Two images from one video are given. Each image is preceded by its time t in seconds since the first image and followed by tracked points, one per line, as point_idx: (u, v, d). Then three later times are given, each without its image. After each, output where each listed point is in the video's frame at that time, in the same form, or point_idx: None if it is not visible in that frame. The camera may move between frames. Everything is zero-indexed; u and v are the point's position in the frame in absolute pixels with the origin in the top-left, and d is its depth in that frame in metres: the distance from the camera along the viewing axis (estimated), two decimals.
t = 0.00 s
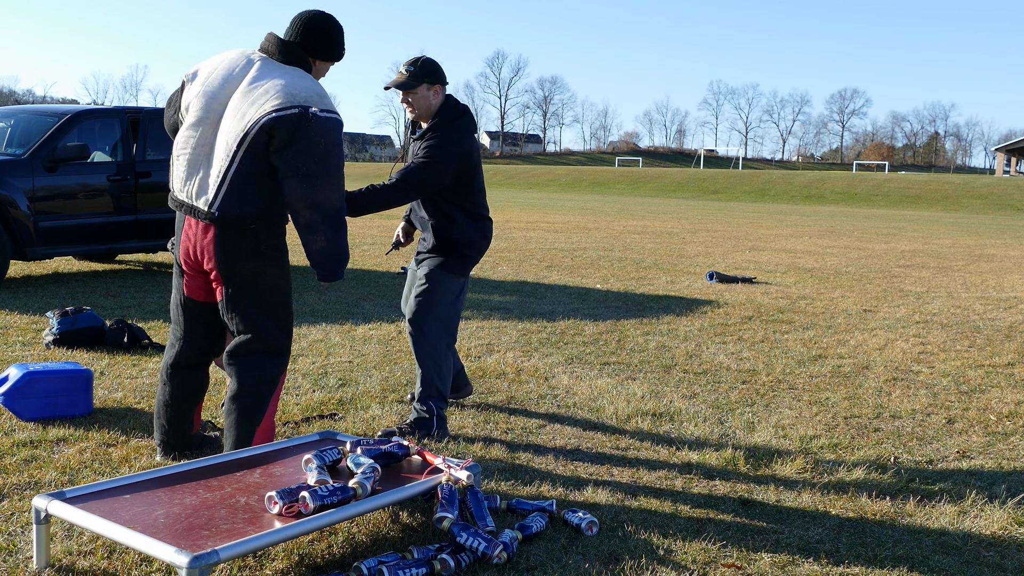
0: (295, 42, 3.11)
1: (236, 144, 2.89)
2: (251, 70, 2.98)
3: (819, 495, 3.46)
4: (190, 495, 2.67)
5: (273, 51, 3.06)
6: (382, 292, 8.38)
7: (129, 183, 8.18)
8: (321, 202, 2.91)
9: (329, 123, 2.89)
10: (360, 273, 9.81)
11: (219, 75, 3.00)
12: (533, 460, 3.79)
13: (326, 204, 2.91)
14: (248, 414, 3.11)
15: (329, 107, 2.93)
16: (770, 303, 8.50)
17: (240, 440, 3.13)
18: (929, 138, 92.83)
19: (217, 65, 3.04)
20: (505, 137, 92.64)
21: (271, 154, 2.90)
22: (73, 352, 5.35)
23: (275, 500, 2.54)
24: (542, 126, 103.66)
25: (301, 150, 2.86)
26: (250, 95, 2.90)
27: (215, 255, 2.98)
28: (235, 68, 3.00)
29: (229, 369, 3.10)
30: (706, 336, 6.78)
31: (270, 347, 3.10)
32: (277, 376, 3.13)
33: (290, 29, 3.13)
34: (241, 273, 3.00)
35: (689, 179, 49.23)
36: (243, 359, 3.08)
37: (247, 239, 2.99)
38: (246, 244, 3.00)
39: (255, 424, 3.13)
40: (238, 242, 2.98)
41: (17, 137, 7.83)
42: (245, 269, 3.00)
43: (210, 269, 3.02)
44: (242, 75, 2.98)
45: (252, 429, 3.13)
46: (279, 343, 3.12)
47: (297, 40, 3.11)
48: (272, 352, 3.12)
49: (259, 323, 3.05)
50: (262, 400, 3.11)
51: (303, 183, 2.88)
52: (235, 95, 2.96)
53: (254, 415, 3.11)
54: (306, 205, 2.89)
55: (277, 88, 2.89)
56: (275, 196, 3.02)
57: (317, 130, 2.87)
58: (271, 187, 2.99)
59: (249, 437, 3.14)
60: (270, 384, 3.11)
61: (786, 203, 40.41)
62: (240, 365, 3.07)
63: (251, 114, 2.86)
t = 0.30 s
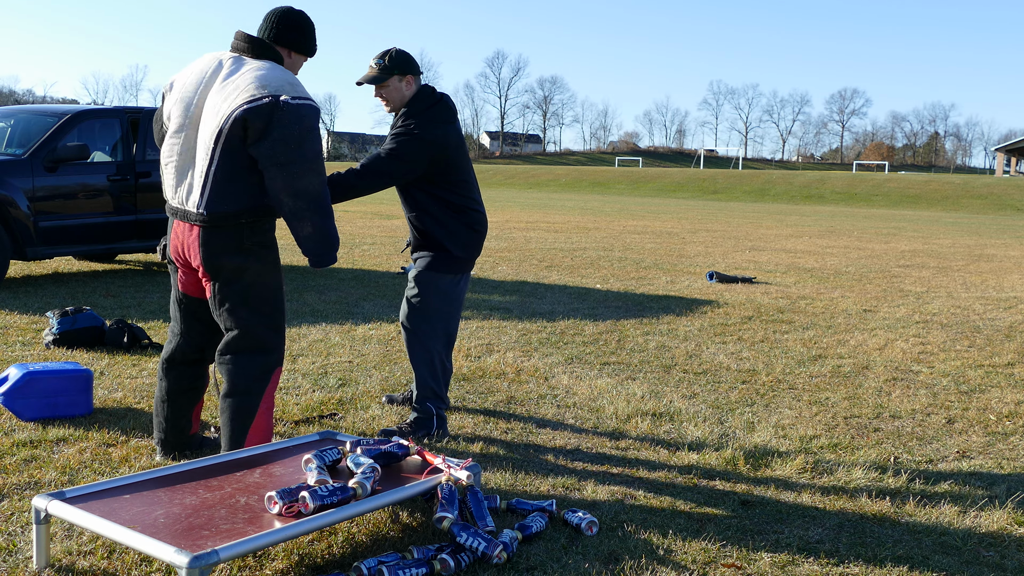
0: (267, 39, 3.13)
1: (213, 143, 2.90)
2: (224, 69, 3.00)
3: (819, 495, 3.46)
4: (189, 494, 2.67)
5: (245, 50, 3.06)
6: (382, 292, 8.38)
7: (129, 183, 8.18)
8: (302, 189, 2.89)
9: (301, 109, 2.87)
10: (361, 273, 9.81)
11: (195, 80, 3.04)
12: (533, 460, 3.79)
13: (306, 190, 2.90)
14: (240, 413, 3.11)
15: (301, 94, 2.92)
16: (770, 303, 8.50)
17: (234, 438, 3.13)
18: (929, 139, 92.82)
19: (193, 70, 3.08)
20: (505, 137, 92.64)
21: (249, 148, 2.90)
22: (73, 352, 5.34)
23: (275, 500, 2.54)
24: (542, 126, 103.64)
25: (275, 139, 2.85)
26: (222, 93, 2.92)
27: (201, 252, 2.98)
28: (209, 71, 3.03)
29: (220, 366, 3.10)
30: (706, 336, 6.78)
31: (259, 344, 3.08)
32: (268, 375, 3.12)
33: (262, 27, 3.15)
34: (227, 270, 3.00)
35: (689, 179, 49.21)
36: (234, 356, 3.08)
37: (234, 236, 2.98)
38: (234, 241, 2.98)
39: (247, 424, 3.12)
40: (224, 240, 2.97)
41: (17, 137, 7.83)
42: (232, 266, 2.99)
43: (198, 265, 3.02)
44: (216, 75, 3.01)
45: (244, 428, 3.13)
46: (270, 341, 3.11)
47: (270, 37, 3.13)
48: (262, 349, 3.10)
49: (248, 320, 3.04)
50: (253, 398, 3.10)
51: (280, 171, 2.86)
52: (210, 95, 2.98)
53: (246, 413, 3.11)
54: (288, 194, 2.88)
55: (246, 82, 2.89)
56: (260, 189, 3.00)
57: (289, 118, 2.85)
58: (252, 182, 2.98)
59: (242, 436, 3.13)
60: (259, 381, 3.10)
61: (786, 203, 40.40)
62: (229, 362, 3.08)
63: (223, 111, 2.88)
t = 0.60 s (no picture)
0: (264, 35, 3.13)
1: (205, 141, 2.92)
2: (212, 68, 3.02)
3: (818, 495, 3.46)
4: (190, 494, 2.67)
5: (237, 46, 3.05)
6: (382, 292, 8.38)
7: (129, 183, 8.17)
8: (293, 178, 2.87)
9: (287, 100, 2.87)
10: (361, 273, 9.80)
11: (186, 83, 3.07)
12: (533, 459, 3.79)
13: (297, 179, 2.88)
14: (242, 413, 3.11)
15: (288, 85, 2.92)
16: (770, 304, 8.50)
17: (235, 439, 3.13)
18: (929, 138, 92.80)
19: (185, 73, 3.11)
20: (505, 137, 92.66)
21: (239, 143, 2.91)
22: (73, 352, 5.34)
23: (275, 500, 2.54)
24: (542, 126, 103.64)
25: (263, 132, 2.85)
26: (211, 91, 2.94)
27: (205, 252, 2.99)
28: (198, 72, 3.05)
29: (223, 366, 3.11)
30: (706, 336, 6.78)
31: (260, 344, 3.08)
32: (270, 375, 3.12)
33: (259, 23, 3.15)
34: (229, 270, 2.99)
35: (689, 179, 49.21)
36: (237, 355, 3.08)
37: (235, 234, 2.98)
38: (233, 239, 2.98)
39: (248, 425, 3.13)
40: (225, 239, 2.97)
41: (17, 137, 7.83)
42: (234, 265, 2.99)
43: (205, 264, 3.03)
44: (205, 75, 3.03)
45: (244, 430, 3.13)
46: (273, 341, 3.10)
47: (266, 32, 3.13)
48: (264, 348, 3.09)
49: (250, 320, 3.04)
50: (254, 399, 3.10)
51: (270, 163, 2.86)
52: (199, 96, 3.00)
53: (247, 414, 3.11)
54: (280, 184, 2.87)
55: (232, 77, 2.91)
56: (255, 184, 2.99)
57: (275, 109, 2.85)
58: (247, 178, 2.98)
59: (241, 438, 3.14)
60: (261, 382, 3.10)
61: (786, 203, 40.38)
62: (232, 361, 3.08)
63: (212, 108, 2.90)
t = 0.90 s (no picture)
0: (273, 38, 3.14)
1: (213, 142, 2.91)
2: (222, 68, 3.01)
3: (819, 495, 3.46)
4: (190, 494, 2.67)
5: (246, 46, 3.06)
6: (382, 292, 8.38)
7: (129, 183, 8.17)
8: (302, 184, 2.88)
9: (299, 105, 2.87)
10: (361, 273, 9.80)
11: (194, 81, 3.05)
12: (534, 460, 3.79)
13: (306, 185, 2.89)
14: (242, 415, 3.11)
15: (298, 89, 2.91)
16: (770, 304, 8.50)
17: (234, 442, 3.13)
18: (929, 139, 92.79)
19: (192, 71, 3.10)
20: (505, 137, 92.66)
21: (248, 146, 2.90)
22: (73, 352, 5.35)
23: (275, 500, 2.54)
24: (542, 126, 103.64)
25: (273, 136, 2.85)
26: (220, 91, 2.93)
27: (207, 253, 2.98)
28: (207, 70, 3.04)
29: (223, 368, 3.10)
30: (706, 336, 6.78)
31: (261, 347, 3.08)
32: (269, 377, 3.12)
33: (272, 24, 3.15)
34: (232, 271, 3.00)
35: (689, 179, 49.22)
36: (237, 357, 3.07)
37: (239, 236, 2.98)
38: (237, 241, 2.98)
39: (247, 428, 3.13)
40: (229, 241, 2.97)
41: (17, 137, 7.83)
42: (237, 267, 2.99)
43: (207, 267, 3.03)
44: (214, 74, 3.02)
45: (243, 432, 3.13)
46: (273, 344, 3.11)
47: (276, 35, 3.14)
48: (264, 352, 3.10)
49: (251, 322, 3.04)
50: (253, 402, 3.11)
51: (280, 168, 2.86)
52: (208, 95, 2.99)
53: (247, 416, 3.11)
54: (289, 190, 2.87)
55: (243, 80, 2.90)
56: (261, 188, 3.00)
57: (286, 114, 2.85)
58: (253, 181, 2.98)
59: (241, 440, 3.14)
60: (261, 385, 3.11)
61: (786, 203, 40.38)
62: (232, 363, 3.07)
63: (222, 110, 2.89)
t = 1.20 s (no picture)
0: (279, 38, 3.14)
1: (219, 145, 2.90)
2: (230, 69, 3.00)
3: (819, 495, 3.46)
4: (190, 495, 2.67)
5: (253, 46, 3.06)
6: (382, 292, 8.38)
7: (129, 183, 8.17)
8: (311, 194, 2.89)
9: (309, 114, 2.87)
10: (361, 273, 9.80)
11: (201, 80, 3.04)
12: (534, 460, 3.79)
13: (315, 194, 2.90)
14: (243, 417, 3.11)
15: (308, 97, 2.92)
16: (770, 304, 8.50)
17: (235, 443, 3.13)
18: (929, 139, 92.76)
19: (199, 69, 3.08)
20: (505, 137, 92.68)
21: (255, 152, 2.90)
22: (73, 352, 5.35)
23: (275, 500, 2.54)
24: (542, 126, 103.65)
25: (283, 144, 2.85)
26: (229, 94, 2.92)
27: (209, 254, 2.98)
28: (215, 70, 3.02)
29: (223, 369, 3.10)
30: (706, 336, 6.77)
31: (262, 348, 3.08)
32: (270, 378, 3.12)
33: (278, 25, 3.15)
34: (234, 273, 2.99)
35: (689, 179, 49.21)
36: (238, 359, 3.07)
37: (242, 239, 2.98)
38: (240, 243, 2.98)
39: (248, 429, 3.13)
40: (232, 243, 2.97)
41: (17, 137, 7.83)
42: (239, 268, 2.99)
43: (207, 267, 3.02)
44: (221, 75, 3.00)
45: (245, 433, 3.13)
46: (275, 345, 3.11)
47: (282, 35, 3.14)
48: (265, 353, 3.10)
49: (253, 324, 3.04)
50: (254, 403, 3.11)
51: (289, 176, 2.86)
52: (215, 97, 2.98)
53: (248, 418, 3.11)
54: (297, 199, 2.88)
55: (253, 85, 2.89)
56: (266, 192, 3.00)
57: (296, 122, 2.85)
58: (258, 185, 2.98)
59: (242, 440, 3.13)
60: (262, 387, 3.11)
61: (786, 203, 40.37)
62: (233, 364, 3.07)
63: (230, 113, 2.88)
